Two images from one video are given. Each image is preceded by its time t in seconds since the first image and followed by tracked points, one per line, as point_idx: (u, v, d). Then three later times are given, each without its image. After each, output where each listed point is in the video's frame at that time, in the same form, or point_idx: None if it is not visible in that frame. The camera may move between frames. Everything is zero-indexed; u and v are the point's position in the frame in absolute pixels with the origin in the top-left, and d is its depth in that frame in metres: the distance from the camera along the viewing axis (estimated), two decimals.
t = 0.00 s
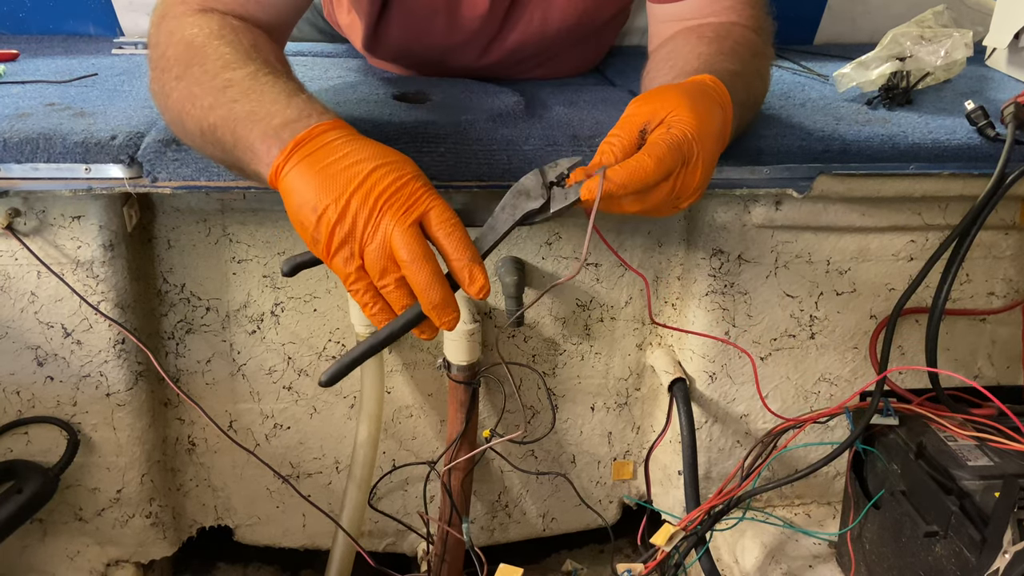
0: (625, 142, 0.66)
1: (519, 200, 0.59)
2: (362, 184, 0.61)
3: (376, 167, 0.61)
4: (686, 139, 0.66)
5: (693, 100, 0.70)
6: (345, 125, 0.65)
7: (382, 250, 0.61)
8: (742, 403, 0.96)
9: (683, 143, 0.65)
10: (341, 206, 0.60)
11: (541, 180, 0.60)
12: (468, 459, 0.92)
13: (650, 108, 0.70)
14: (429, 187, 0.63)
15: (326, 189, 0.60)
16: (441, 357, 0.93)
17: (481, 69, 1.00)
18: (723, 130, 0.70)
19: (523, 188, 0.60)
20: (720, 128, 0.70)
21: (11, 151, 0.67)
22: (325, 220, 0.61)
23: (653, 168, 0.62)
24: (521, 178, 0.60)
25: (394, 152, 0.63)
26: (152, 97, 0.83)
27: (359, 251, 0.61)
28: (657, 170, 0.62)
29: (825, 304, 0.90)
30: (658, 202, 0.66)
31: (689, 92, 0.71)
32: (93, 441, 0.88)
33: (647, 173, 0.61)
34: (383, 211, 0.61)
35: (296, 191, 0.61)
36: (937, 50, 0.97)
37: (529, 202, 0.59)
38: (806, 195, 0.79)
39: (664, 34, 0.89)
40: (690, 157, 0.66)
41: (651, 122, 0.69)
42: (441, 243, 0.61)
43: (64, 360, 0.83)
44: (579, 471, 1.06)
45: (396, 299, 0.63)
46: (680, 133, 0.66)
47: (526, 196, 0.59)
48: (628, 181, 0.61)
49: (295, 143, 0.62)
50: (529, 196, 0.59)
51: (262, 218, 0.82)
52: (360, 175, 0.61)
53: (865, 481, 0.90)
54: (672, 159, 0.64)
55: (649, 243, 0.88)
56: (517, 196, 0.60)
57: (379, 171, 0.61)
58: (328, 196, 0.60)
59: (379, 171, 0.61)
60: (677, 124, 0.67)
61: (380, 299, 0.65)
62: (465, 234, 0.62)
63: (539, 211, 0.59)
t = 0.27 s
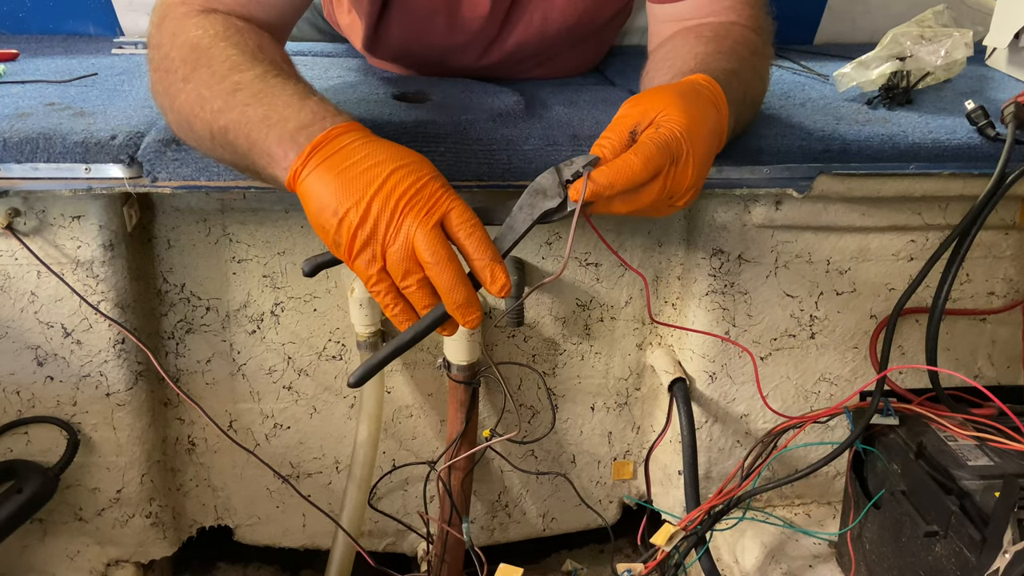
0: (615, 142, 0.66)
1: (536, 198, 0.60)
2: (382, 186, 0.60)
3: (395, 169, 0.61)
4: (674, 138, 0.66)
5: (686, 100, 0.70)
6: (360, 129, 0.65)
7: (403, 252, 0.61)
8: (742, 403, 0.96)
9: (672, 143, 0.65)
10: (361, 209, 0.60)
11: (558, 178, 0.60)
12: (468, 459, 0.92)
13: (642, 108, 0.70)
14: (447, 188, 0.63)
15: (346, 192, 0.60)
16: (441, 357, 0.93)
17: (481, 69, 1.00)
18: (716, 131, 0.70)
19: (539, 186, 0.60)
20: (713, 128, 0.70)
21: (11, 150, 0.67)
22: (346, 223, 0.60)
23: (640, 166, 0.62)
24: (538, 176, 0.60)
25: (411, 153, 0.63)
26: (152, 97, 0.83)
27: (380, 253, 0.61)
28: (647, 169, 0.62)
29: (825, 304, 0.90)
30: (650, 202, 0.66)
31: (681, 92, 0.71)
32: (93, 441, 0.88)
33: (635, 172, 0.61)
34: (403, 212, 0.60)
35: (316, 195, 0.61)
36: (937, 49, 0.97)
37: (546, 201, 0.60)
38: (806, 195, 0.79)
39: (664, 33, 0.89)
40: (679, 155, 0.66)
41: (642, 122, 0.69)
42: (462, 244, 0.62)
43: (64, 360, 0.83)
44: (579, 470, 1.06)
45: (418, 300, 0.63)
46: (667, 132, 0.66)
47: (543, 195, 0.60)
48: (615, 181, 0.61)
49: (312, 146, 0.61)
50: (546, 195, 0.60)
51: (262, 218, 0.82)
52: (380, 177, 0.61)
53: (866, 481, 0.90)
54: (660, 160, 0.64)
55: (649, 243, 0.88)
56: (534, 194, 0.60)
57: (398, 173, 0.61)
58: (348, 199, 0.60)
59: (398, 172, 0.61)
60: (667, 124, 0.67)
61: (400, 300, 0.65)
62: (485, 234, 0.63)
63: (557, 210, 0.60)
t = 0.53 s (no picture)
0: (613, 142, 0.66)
1: (538, 197, 0.60)
2: (384, 186, 0.60)
3: (397, 169, 0.61)
4: (672, 139, 0.66)
5: (684, 100, 0.70)
6: (361, 128, 0.64)
7: (406, 252, 0.61)
8: (742, 403, 0.96)
9: (669, 144, 0.65)
10: (363, 210, 0.60)
11: (561, 176, 0.61)
12: (468, 459, 0.92)
13: (641, 107, 0.70)
14: (449, 187, 0.63)
15: (348, 193, 0.60)
16: (441, 357, 0.93)
17: (481, 70, 1.00)
18: (715, 131, 0.70)
19: (543, 185, 0.60)
20: (711, 129, 0.70)
21: (11, 150, 0.67)
22: (349, 224, 0.60)
23: (637, 167, 0.62)
24: (542, 174, 0.61)
25: (412, 152, 0.63)
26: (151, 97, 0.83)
27: (382, 253, 0.61)
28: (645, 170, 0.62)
29: (825, 304, 0.90)
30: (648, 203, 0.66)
31: (680, 93, 0.71)
32: (93, 441, 0.88)
33: (633, 172, 0.61)
34: (406, 213, 0.60)
35: (318, 195, 0.61)
36: (937, 49, 0.97)
37: (549, 200, 0.60)
38: (806, 195, 0.79)
39: (663, 33, 0.89)
40: (677, 156, 0.66)
41: (641, 122, 0.69)
42: (465, 244, 0.62)
43: (64, 360, 0.83)
44: (579, 470, 1.06)
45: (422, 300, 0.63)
46: (665, 133, 0.66)
47: (546, 194, 0.60)
48: (612, 182, 0.60)
49: (314, 147, 0.61)
50: (549, 194, 0.60)
51: (262, 218, 0.82)
52: (381, 177, 0.60)
53: (866, 481, 0.90)
54: (657, 161, 0.63)
55: (649, 243, 0.88)
56: (536, 192, 0.61)
57: (400, 173, 0.61)
58: (350, 200, 0.60)
59: (400, 172, 0.61)
60: (665, 125, 0.67)
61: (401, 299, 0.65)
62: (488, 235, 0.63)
63: (559, 209, 0.60)
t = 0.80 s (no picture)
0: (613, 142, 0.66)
1: (540, 197, 0.61)
2: (384, 187, 0.60)
3: (398, 170, 0.61)
4: (672, 138, 0.66)
5: (685, 100, 0.70)
6: (362, 128, 0.64)
7: (407, 253, 0.61)
8: (742, 403, 0.96)
9: (669, 144, 0.65)
10: (364, 211, 0.60)
11: (563, 176, 0.61)
12: (468, 459, 0.92)
13: (642, 106, 0.70)
14: (450, 187, 0.63)
15: (348, 194, 0.60)
16: (440, 357, 0.93)
17: (481, 70, 1.00)
18: (716, 131, 0.70)
19: (544, 185, 0.60)
20: (712, 128, 0.69)
21: (11, 150, 0.67)
22: (349, 225, 0.60)
23: (637, 167, 0.62)
24: (544, 174, 0.61)
25: (413, 152, 0.63)
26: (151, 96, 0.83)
27: (383, 254, 0.61)
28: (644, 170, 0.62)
29: (825, 304, 0.90)
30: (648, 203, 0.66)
31: (681, 92, 0.71)
32: (93, 440, 0.88)
33: (632, 173, 0.62)
34: (406, 214, 0.60)
35: (318, 196, 0.61)
36: (937, 49, 0.97)
37: (550, 200, 0.60)
38: (806, 195, 0.80)
39: (663, 33, 0.89)
40: (677, 156, 0.66)
41: (641, 122, 0.69)
42: (466, 245, 0.62)
43: (64, 360, 0.83)
44: (579, 470, 1.06)
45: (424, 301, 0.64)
46: (665, 133, 0.66)
47: (548, 194, 0.60)
48: (611, 182, 0.61)
49: (314, 148, 0.61)
50: (551, 193, 0.60)
51: (262, 218, 0.82)
52: (382, 178, 0.60)
53: (866, 481, 0.90)
54: (656, 161, 0.64)
55: (649, 243, 0.88)
56: (538, 191, 0.61)
57: (401, 173, 0.61)
58: (351, 201, 0.60)
59: (401, 172, 0.61)
60: (665, 124, 0.67)
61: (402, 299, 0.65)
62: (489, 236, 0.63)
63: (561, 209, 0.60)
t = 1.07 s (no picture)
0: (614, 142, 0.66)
1: (539, 196, 0.60)
2: (383, 187, 0.60)
3: (396, 170, 0.61)
4: (671, 139, 0.66)
5: (685, 100, 0.70)
6: (361, 128, 0.64)
7: (405, 253, 0.61)
8: (742, 402, 0.96)
9: (669, 144, 0.65)
10: (361, 209, 0.60)
11: (562, 177, 0.61)
12: (468, 459, 0.92)
13: (642, 106, 0.70)
14: (449, 188, 0.63)
15: (347, 192, 0.60)
16: (440, 356, 0.93)
17: (481, 70, 1.00)
18: (716, 130, 0.70)
19: (544, 185, 0.60)
20: (712, 127, 0.69)
21: (11, 150, 0.67)
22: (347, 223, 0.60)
23: (636, 169, 0.62)
24: (543, 173, 0.61)
25: (412, 152, 0.63)
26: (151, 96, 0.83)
27: (381, 254, 0.61)
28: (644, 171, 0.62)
29: (825, 304, 0.90)
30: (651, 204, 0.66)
31: (680, 92, 0.71)
32: (93, 440, 0.88)
33: (632, 175, 0.62)
34: (405, 214, 0.60)
35: (316, 195, 0.61)
36: (937, 50, 0.97)
37: (549, 200, 0.60)
38: (806, 195, 0.80)
39: (663, 33, 0.89)
40: (677, 156, 0.66)
41: (641, 122, 0.69)
42: (464, 245, 0.62)
43: (64, 359, 0.83)
44: (579, 470, 1.06)
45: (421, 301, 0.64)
46: (665, 134, 0.66)
47: (547, 194, 0.60)
48: (610, 185, 0.61)
49: (313, 147, 0.61)
50: (549, 194, 0.60)
51: (262, 217, 0.82)
52: (381, 178, 0.60)
53: (865, 480, 0.90)
54: (656, 162, 0.64)
55: (649, 242, 0.88)
56: (537, 191, 0.60)
57: (399, 173, 0.61)
58: (349, 200, 0.60)
59: (399, 172, 0.61)
60: (664, 125, 0.67)
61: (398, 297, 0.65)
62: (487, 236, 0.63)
63: (559, 210, 0.61)
